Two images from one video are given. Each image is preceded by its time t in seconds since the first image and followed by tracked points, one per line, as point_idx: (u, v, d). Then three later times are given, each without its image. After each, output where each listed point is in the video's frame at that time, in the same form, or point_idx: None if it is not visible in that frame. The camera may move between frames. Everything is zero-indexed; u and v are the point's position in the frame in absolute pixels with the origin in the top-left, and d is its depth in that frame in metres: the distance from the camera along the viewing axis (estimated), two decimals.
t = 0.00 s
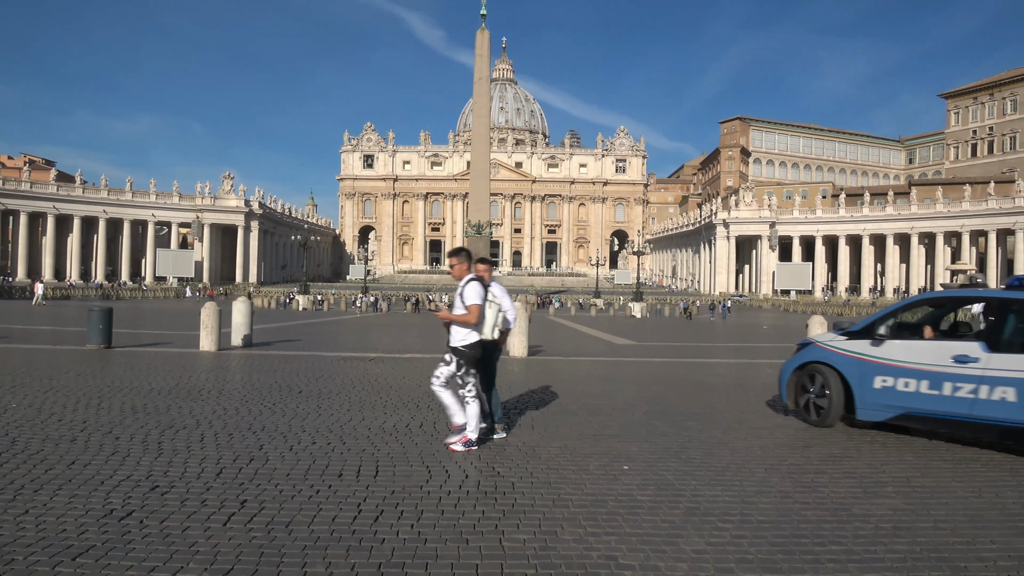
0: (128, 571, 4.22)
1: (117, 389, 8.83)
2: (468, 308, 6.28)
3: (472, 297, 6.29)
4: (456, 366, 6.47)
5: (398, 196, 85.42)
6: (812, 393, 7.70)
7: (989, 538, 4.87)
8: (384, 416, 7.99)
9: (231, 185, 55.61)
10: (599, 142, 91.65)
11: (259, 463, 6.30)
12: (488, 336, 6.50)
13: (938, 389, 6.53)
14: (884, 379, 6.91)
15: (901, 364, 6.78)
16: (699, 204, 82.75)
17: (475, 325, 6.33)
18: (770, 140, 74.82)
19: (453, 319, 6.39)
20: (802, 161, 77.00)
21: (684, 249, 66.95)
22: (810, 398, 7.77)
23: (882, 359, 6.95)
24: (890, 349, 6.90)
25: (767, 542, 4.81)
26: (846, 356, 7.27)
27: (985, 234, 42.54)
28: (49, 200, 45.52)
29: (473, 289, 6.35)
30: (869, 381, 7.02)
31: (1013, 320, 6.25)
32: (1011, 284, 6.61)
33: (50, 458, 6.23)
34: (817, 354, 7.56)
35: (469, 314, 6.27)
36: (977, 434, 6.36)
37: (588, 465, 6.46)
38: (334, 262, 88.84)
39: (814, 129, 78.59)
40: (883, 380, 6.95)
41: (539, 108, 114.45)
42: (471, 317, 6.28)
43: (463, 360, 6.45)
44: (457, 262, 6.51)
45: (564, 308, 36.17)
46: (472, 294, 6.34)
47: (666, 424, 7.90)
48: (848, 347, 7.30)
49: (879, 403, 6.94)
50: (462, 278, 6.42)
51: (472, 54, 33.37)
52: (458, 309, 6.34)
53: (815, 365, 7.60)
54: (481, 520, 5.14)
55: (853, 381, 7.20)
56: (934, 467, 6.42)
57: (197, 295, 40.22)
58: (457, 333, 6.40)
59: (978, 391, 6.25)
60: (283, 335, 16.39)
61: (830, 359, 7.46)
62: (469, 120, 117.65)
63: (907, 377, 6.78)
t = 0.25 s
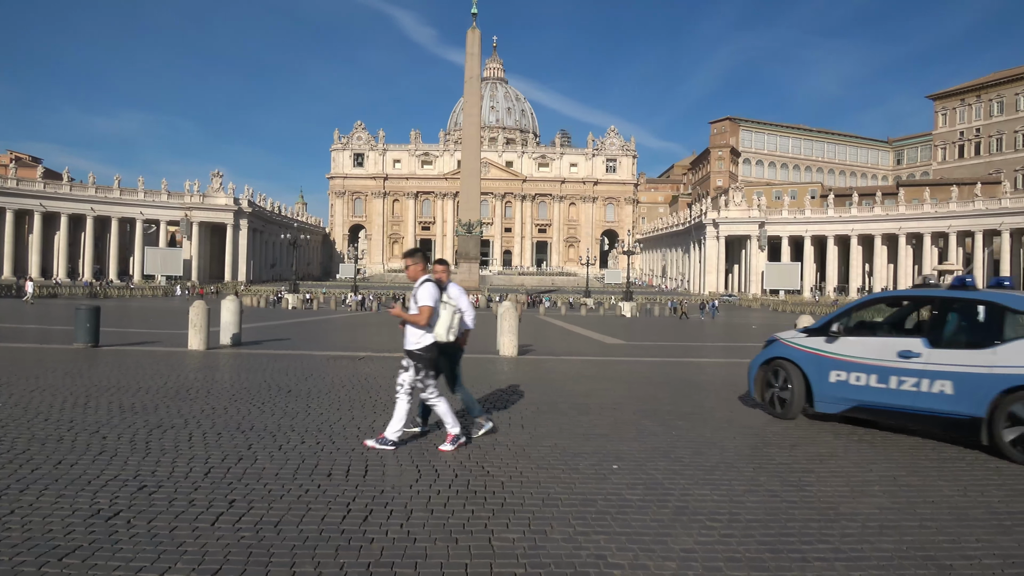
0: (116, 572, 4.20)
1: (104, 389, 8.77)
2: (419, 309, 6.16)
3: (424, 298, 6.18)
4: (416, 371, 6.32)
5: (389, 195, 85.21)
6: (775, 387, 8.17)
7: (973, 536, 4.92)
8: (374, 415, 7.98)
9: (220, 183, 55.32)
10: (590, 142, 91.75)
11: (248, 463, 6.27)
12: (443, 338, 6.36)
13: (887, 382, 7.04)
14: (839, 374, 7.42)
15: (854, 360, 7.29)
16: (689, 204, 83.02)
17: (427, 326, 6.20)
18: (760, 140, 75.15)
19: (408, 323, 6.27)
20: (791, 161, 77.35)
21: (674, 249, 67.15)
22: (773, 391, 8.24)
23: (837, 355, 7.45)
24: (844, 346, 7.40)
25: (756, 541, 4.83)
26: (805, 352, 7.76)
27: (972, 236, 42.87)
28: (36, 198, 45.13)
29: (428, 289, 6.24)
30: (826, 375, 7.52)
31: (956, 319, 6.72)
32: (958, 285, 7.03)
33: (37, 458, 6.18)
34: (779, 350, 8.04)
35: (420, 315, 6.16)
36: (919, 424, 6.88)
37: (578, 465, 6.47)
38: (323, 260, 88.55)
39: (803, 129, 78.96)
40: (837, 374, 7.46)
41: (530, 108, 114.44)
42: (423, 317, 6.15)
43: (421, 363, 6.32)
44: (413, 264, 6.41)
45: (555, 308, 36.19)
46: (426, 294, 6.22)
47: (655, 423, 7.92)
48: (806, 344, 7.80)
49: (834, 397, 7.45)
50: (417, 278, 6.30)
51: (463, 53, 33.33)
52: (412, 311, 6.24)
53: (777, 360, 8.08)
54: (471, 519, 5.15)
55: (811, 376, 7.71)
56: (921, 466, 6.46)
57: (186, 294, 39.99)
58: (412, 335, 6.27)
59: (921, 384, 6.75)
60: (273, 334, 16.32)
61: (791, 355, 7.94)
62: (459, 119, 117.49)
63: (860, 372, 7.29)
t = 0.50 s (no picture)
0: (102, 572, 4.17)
1: (90, 389, 8.70)
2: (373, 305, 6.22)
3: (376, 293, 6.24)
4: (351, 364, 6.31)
5: (377, 193, 84.96)
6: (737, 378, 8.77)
7: (957, 530, 4.98)
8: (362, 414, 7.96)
9: (207, 181, 54.99)
10: (578, 140, 91.86)
11: (235, 463, 6.24)
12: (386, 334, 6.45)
13: (831, 372, 7.66)
14: (791, 365, 8.04)
15: (803, 352, 7.92)
16: (677, 203, 83.29)
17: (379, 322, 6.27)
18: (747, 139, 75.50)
19: (356, 318, 6.26)
20: (778, 159, 77.75)
21: (663, 247, 67.33)
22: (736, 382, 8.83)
23: (790, 348, 8.07)
24: (795, 339, 8.03)
25: (742, 538, 4.87)
26: (763, 345, 8.38)
27: (957, 234, 43.22)
28: (19, 196, 44.65)
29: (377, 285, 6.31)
30: (780, 366, 8.14)
31: (893, 315, 7.34)
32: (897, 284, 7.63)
33: (20, 459, 6.13)
34: (741, 344, 8.66)
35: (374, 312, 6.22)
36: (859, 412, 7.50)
37: (567, 463, 6.48)
38: (311, 259, 88.17)
39: (790, 128, 79.39)
40: (789, 365, 8.08)
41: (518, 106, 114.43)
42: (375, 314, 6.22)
43: (358, 359, 6.33)
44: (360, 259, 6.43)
45: (543, 306, 36.20)
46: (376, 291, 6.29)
47: (643, 421, 7.96)
48: (764, 338, 8.42)
49: (787, 386, 8.08)
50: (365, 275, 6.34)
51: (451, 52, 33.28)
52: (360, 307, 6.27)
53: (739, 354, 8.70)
54: (458, 518, 5.15)
55: (767, 368, 8.33)
56: (906, 462, 6.53)
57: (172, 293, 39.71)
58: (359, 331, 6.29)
59: (859, 374, 7.37)
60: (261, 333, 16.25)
61: (750, 348, 8.56)
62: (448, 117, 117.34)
63: (809, 363, 7.91)
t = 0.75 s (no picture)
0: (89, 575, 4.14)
1: (77, 388, 8.64)
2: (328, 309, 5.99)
3: (330, 297, 6.00)
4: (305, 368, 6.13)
5: (367, 192, 84.74)
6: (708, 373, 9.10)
7: (944, 528, 5.02)
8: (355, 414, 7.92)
9: (196, 180, 54.71)
10: (569, 139, 91.93)
11: (224, 463, 6.21)
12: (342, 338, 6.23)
13: (788, 365, 7.98)
14: (752, 359, 8.37)
15: (763, 346, 8.25)
16: (667, 202, 83.54)
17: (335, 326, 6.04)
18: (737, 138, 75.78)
19: (309, 320, 6.05)
20: (767, 159, 78.08)
21: (653, 246, 67.51)
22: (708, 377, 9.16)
23: (751, 342, 8.40)
24: (754, 334, 8.38)
25: (732, 535, 4.89)
26: (727, 340, 8.73)
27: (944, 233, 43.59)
28: (4, 195, 44.25)
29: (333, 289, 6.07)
30: (744, 360, 8.47)
31: (845, 310, 7.65)
32: (850, 280, 7.97)
33: (7, 460, 6.08)
34: (708, 339, 9.03)
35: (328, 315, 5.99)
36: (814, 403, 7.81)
37: (558, 462, 6.49)
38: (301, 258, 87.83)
39: (779, 127, 79.76)
40: (752, 359, 8.41)
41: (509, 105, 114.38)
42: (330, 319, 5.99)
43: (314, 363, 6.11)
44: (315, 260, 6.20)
45: (534, 305, 36.23)
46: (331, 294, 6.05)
47: (633, 420, 7.98)
48: (729, 333, 8.76)
49: (750, 380, 8.41)
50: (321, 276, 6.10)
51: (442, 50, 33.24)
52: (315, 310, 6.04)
53: (708, 348, 9.06)
54: (449, 517, 5.13)
55: (733, 361, 8.66)
56: (894, 460, 6.57)
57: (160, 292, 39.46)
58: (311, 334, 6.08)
59: (813, 367, 7.68)
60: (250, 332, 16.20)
61: (717, 343, 8.92)
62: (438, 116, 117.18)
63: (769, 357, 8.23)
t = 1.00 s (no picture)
0: None
1: (63, 388, 8.57)
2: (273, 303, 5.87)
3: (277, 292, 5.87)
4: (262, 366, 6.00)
5: (357, 191, 84.50)
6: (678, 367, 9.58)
7: (931, 525, 5.06)
8: (344, 414, 7.89)
9: (184, 178, 54.36)
10: (559, 138, 91.98)
11: (212, 463, 6.18)
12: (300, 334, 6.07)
13: (749, 359, 8.48)
14: (717, 353, 8.88)
15: (726, 342, 8.75)
16: (657, 201, 83.75)
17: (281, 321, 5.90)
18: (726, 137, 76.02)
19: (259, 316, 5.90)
20: (756, 158, 78.40)
21: (643, 245, 67.66)
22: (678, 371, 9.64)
23: (716, 338, 8.90)
24: (719, 331, 8.88)
25: (721, 533, 4.91)
26: (696, 336, 9.22)
27: (931, 232, 43.91)
28: None
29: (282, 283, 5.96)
30: (709, 355, 8.97)
31: (799, 306, 8.12)
32: (806, 279, 8.44)
33: None
34: (678, 336, 9.52)
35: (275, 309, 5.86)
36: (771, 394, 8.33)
37: (547, 461, 6.49)
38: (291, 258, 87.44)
39: (768, 127, 80.10)
40: (717, 354, 8.91)
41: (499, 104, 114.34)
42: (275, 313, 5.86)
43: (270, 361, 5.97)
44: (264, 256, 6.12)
45: (524, 304, 36.22)
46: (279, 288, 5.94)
47: (623, 418, 8.00)
48: (697, 329, 9.25)
49: (715, 373, 8.90)
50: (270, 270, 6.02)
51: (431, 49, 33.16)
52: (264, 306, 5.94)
53: (678, 344, 9.55)
54: (438, 516, 5.13)
55: (700, 356, 9.15)
56: (881, 458, 6.62)
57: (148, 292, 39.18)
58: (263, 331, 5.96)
59: (771, 360, 8.18)
60: (239, 331, 16.11)
61: (686, 339, 9.40)
62: (428, 115, 116.93)
63: (732, 352, 8.74)
